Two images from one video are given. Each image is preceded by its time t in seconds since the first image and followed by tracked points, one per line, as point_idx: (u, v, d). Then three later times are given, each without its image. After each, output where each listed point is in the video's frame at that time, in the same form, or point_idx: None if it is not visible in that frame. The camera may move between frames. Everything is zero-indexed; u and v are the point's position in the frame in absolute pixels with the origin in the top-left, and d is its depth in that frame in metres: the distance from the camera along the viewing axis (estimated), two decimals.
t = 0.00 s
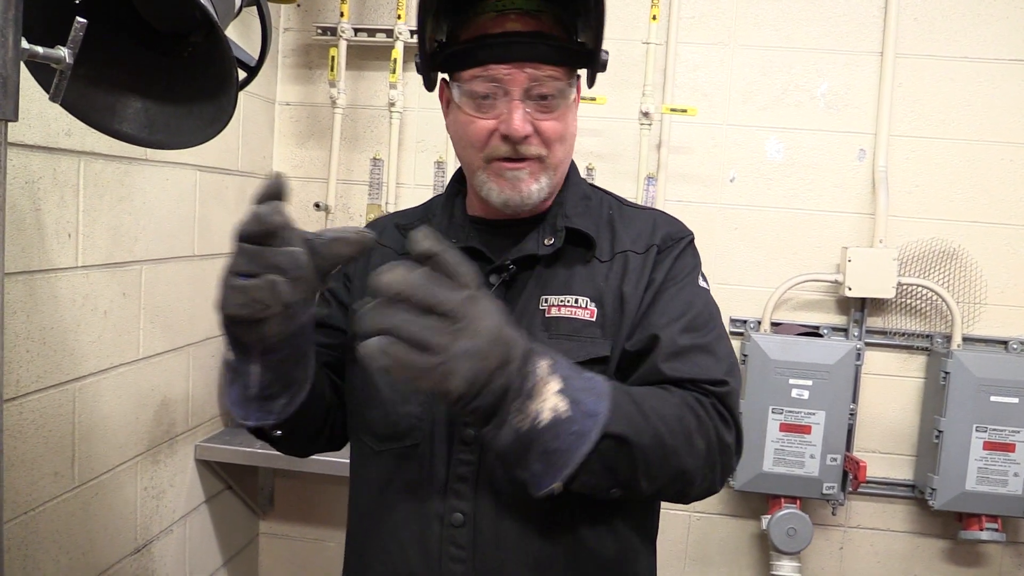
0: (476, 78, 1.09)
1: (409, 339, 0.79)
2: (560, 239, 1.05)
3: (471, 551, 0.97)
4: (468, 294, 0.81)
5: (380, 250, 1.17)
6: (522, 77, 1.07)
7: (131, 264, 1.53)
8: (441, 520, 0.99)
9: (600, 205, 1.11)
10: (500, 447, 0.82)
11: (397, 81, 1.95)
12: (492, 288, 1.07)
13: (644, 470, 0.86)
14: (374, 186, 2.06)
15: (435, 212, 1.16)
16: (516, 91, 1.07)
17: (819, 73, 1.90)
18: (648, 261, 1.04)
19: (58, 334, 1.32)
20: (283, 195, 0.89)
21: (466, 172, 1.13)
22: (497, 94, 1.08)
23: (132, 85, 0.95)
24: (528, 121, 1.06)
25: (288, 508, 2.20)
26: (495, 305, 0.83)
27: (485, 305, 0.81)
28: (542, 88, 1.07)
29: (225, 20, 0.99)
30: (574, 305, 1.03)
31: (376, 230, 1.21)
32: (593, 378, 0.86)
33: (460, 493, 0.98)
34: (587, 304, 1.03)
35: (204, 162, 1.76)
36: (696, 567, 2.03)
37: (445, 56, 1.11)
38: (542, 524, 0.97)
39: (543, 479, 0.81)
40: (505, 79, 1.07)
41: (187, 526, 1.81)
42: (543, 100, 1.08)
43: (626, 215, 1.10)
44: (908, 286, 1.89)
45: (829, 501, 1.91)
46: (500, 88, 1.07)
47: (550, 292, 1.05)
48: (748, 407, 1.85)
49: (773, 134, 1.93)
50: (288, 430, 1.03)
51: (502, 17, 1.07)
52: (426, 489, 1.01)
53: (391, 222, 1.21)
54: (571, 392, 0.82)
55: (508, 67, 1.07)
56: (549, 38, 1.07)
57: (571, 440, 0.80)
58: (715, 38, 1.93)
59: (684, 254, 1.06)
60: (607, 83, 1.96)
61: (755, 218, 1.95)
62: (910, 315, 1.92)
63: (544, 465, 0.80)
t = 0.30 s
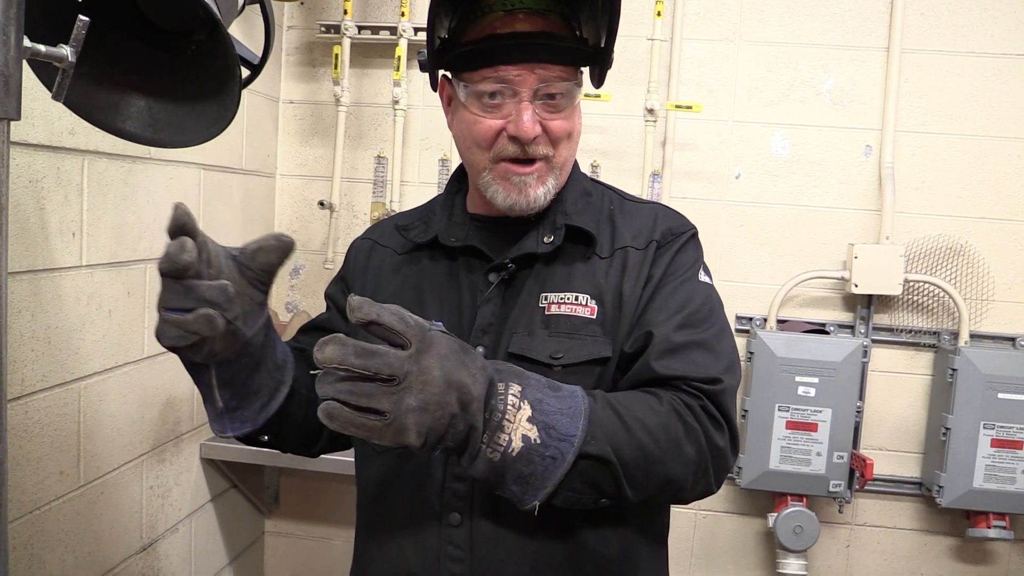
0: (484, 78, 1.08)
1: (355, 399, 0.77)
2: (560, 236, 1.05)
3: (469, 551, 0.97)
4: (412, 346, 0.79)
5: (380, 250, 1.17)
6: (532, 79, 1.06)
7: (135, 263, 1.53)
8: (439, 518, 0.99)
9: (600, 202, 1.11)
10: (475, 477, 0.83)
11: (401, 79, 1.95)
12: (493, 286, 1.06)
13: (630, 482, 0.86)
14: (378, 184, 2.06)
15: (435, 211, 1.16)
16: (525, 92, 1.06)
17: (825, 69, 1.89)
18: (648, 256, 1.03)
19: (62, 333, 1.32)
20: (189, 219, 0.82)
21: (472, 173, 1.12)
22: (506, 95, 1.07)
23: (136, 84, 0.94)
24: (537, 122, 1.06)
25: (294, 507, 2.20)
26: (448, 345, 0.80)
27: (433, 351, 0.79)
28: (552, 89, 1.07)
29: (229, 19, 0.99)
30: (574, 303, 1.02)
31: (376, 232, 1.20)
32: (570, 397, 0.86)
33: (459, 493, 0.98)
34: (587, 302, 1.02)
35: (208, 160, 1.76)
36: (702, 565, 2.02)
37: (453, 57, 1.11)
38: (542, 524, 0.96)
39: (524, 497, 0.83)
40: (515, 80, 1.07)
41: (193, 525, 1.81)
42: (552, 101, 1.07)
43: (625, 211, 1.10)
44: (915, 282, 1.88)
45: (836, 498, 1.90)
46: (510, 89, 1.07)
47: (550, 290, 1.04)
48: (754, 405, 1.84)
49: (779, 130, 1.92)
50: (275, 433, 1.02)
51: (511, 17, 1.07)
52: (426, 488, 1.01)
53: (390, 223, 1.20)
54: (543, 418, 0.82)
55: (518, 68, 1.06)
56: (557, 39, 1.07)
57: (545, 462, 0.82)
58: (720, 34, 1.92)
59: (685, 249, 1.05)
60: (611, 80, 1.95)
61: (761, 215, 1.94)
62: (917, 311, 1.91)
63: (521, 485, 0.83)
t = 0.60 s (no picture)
0: (486, 75, 1.08)
1: (372, 395, 0.76)
2: (565, 235, 1.04)
3: (473, 553, 0.96)
4: (429, 341, 0.78)
5: (384, 249, 1.16)
6: (534, 77, 1.06)
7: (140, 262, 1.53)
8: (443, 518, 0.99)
9: (605, 201, 1.11)
10: (486, 473, 0.82)
11: (406, 78, 1.95)
12: (497, 286, 1.05)
13: (638, 481, 0.86)
14: (383, 183, 2.06)
15: (438, 210, 1.15)
16: (527, 90, 1.06)
17: (831, 67, 1.89)
18: (653, 255, 1.03)
19: (68, 333, 1.32)
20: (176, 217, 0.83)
21: (474, 170, 1.12)
22: (507, 92, 1.07)
23: (142, 85, 0.94)
24: (538, 120, 1.05)
25: (299, 506, 2.20)
26: (464, 340, 0.80)
27: (450, 345, 0.78)
28: (555, 86, 1.06)
29: (234, 19, 0.98)
30: (579, 302, 1.01)
31: (379, 231, 1.20)
32: (582, 394, 0.86)
33: (462, 493, 0.97)
34: (592, 301, 1.01)
35: (213, 159, 1.76)
36: (708, 565, 2.02)
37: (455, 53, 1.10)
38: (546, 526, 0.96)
39: (533, 494, 0.83)
40: (516, 78, 1.06)
41: (198, 525, 1.81)
42: (555, 99, 1.06)
43: (631, 209, 1.10)
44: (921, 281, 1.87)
45: (842, 498, 1.90)
46: (511, 86, 1.06)
47: (555, 289, 1.04)
48: (759, 404, 1.84)
49: (785, 128, 1.91)
50: (273, 432, 1.01)
51: (514, 15, 1.07)
52: (430, 488, 1.01)
53: (393, 222, 1.20)
54: (555, 414, 0.82)
55: (520, 66, 1.06)
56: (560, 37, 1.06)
57: (557, 459, 0.82)
58: (726, 32, 1.91)
59: (690, 247, 1.05)
60: (617, 78, 1.95)
61: (767, 214, 1.94)
62: (923, 310, 1.91)
63: (531, 482, 0.82)
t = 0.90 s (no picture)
0: (494, 76, 1.08)
1: (382, 396, 0.77)
2: (571, 239, 1.04)
3: (476, 556, 0.96)
4: (438, 342, 0.78)
5: (388, 251, 1.16)
6: (541, 79, 1.06)
7: (142, 264, 1.53)
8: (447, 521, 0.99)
9: (612, 204, 1.11)
10: (493, 475, 0.82)
11: (408, 79, 1.94)
12: (503, 289, 1.05)
13: (645, 485, 0.86)
14: (385, 184, 2.06)
15: (443, 211, 1.15)
16: (534, 92, 1.06)
17: (834, 69, 1.89)
18: (659, 259, 1.03)
19: (69, 334, 1.32)
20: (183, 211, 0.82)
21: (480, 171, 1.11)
22: (514, 94, 1.07)
23: (145, 85, 0.94)
24: (544, 122, 1.05)
25: (300, 507, 2.20)
26: (473, 341, 0.80)
27: (459, 346, 0.79)
28: (562, 88, 1.06)
29: (237, 20, 0.98)
30: (585, 306, 1.01)
31: (384, 232, 1.19)
32: (590, 396, 0.85)
33: (467, 496, 0.97)
34: (598, 305, 1.01)
35: (215, 160, 1.76)
36: (709, 567, 2.01)
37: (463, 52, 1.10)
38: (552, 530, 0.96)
39: (540, 496, 0.83)
40: (524, 79, 1.06)
41: (199, 526, 1.81)
42: (562, 101, 1.06)
43: (637, 213, 1.10)
44: (924, 283, 1.87)
45: (845, 501, 1.90)
46: (518, 88, 1.06)
47: (561, 293, 1.04)
48: (761, 406, 1.83)
49: (787, 130, 1.91)
50: (273, 429, 1.01)
51: (523, 15, 1.06)
52: (434, 491, 1.01)
53: (397, 223, 1.20)
54: (563, 416, 0.82)
55: (527, 67, 1.06)
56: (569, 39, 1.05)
57: (564, 461, 0.82)
58: (728, 33, 1.91)
59: (697, 252, 1.05)
60: (619, 79, 1.94)
61: (769, 216, 1.94)
62: (925, 313, 1.91)
63: (538, 484, 0.82)
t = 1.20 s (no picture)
0: (493, 75, 1.07)
1: (386, 395, 0.76)
2: (574, 240, 1.04)
3: (478, 557, 0.96)
4: (442, 341, 0.78)
5: (389, 252, 1.16)
6: (540, 78, 1.06)
7: (141, 265, 1.52)
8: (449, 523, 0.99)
9: (614, 206, 1.10)
10: (495, 475, 0.82)
11: (408, 80, 1.95)
12: (503, 290, 1.05)
13: (647, 486, 0.86)
14: (385, 186, 2.06)
15: (444, 212, 1.15)
16: (533, 91, 1.06)
17: (834, 70, 1.89)
18: (662, 260, 1.03)
19: (70, 336, 1.31)
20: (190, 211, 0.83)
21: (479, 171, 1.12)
22: (513, 93, 1.07)
23: (145, 87, 0.94)
24: (542, 122, 1.05)
25: (300, 509, 2.20)
26: (476, 341, 0.80)
27: (462, 346, 0.79)
28: (561, 88, 1.06)
29: (238, 21, 0.98)
30: (587, 307, 1.01)
31: (385, 233, 1.19)
32: (593, 396, 0.86)
33: (469, 498, 0.97)
34: (601, 306, 1.01)
35: (215, 162, 1.75)
36: (710, 568, 2.01)
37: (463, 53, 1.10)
38: (554, 531, 0.95)
39: (543, 496, 0.83)
40: (523, 78, 1.06)
41: (199, 528, 1.81)
42: (561, 101, 1.06)
43: (639, 214, 1.10)
44: (924, 284, 1.87)
45: (846, 502, 1.89)
46: (517, 87, 1.06)
47: (563, 294, 1.03)
48: (762, 408, 1.83)
49: (787, 131, 1.91)
50: (274, 430, 1.00)
51: (523, 15, 1.06)
52: (435, 493, 1.01)
53: (399, 224, 1.19)
54: (567, 416, 0.82)
55: (526, 66, 1.05)
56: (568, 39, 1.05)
57: (567, 461, 0.81)
58: (728, 35, 1.91)
59: (700, 253, 1.05)
60: (619, 81, 1.95)
61: (769, 217, 1.94)
62: (925, 314, 1.91)
63: (540, 484, 0.82)
